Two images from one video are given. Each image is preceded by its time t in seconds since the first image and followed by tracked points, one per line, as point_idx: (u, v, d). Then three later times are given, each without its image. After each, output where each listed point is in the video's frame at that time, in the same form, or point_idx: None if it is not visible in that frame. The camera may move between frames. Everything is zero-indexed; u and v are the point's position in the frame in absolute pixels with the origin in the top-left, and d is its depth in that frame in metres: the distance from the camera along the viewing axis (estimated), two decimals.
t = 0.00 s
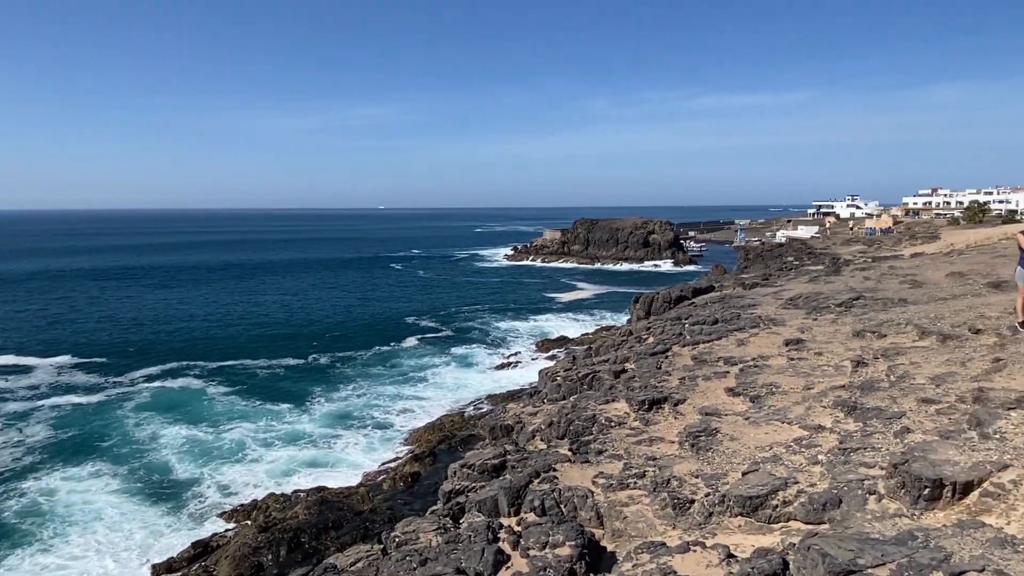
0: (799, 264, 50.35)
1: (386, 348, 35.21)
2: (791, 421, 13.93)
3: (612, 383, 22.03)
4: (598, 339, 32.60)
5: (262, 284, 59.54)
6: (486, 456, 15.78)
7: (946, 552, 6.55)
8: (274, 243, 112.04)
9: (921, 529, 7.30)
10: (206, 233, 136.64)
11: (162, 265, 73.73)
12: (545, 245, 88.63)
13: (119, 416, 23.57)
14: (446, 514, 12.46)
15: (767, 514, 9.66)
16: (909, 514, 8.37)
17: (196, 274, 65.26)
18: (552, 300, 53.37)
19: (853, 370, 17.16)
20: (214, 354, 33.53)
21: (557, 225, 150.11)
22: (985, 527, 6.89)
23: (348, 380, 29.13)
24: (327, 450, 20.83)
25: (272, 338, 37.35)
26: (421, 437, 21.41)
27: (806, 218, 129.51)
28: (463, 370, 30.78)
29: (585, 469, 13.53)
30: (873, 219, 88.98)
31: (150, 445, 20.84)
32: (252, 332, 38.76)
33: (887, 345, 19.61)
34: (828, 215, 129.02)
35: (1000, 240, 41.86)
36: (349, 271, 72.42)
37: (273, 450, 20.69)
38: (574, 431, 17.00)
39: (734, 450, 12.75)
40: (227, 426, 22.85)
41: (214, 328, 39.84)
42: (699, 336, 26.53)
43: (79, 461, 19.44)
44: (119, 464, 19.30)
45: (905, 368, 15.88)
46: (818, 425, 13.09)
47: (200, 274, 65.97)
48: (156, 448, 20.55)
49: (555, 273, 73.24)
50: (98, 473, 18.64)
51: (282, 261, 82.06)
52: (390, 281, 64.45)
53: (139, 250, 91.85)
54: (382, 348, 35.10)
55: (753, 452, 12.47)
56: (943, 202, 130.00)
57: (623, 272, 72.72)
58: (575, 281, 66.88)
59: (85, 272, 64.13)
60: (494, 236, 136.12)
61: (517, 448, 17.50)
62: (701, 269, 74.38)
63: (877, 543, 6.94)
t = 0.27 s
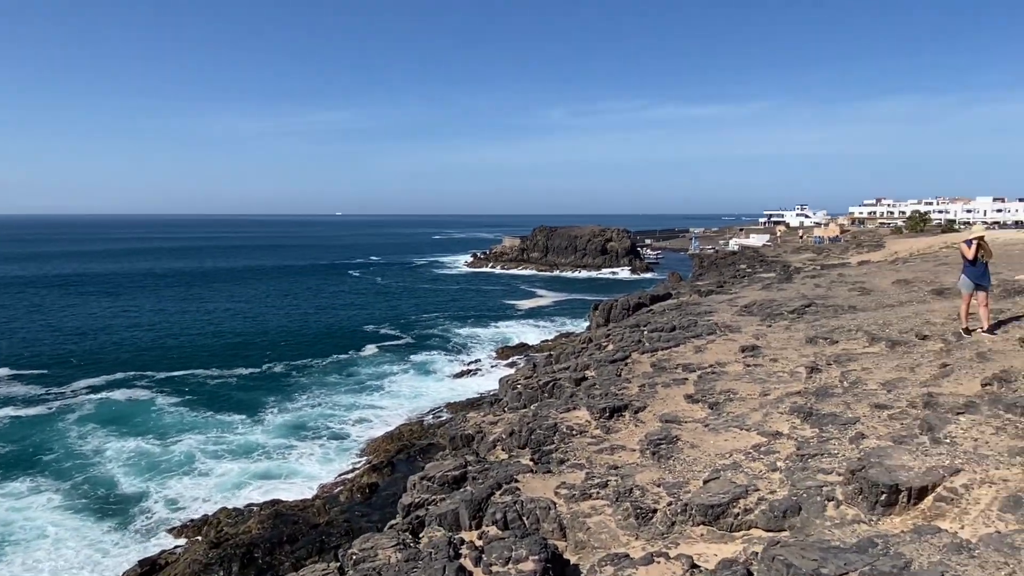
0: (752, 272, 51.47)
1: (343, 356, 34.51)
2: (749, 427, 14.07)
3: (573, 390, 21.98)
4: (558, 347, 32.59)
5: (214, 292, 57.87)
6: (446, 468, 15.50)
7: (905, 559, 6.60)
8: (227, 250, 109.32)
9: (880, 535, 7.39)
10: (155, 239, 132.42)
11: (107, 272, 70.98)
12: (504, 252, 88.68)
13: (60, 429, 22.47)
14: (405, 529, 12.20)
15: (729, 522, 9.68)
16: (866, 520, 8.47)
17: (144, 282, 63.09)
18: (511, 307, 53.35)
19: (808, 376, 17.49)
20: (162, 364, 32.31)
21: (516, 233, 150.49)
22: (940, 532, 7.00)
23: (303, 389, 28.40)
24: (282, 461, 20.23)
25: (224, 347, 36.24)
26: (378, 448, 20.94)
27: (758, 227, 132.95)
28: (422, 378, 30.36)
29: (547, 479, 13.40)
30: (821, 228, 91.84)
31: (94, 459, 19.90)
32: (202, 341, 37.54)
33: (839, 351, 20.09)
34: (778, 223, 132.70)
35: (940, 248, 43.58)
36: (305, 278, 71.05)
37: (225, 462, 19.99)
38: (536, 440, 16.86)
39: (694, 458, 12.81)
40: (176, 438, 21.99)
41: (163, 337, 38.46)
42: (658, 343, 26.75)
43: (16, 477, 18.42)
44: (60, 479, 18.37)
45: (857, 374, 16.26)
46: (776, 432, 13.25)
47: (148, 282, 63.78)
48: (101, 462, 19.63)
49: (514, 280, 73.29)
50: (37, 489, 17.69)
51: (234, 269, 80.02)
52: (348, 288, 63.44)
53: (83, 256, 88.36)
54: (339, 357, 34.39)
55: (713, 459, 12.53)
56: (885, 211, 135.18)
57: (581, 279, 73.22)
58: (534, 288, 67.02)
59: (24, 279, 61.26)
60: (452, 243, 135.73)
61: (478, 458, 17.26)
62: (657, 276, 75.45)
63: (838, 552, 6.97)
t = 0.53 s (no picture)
0: (703, 280, 52.49)
1: (295, 366, 33.62)
2: (705, 435, 14.17)
3: (530, 400, 21.85)
4: (515, 355, 32.46)
5: (160, 301, 55.83)
6: (402, 482, 15.14)
7: (861, 568, 6.66)
8: (174, 258, 105.88)
9: (835, 543, 7.46)
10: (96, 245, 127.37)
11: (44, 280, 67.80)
12: (461, 260, 88.35)
13: None
14: (359, 547, 11.91)
15: (687, 532, 9.68)
16: (821, 529, 8.57)
17: (85, 291, 60.46)
18: (467, 316, 53.07)
19: (760, 383, 17.79)
20: (102, 377, 30.87)
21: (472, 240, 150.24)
22: (894, 539, 7.11)
23: (251, 400, 27.50)
24: (230, 475, 19.53)
25: (169, 359, 34.89)
26: (331, 460, 20.35)
27: (709, 236, 136.05)
28: (376, 388, 29.81)
29: (505, 492, 13.22)
30: (769, 237, 94.57)
31: (27, 476, 18.85)
32: (146, 353, 36.07)
33: (789, 358, 20.54)
34: (728, 232, 136.04)
35: (881, 258, 45.27)
36: (256, 287, 69.26)
37: (169, 477, 19.18)
38: (493, 451, 16.65)
39: (652, 467, 12.82)
40: (117, 453, 21.01)
41: (103, 348, 36.82)
42: (614, 351, 26.88)
43: None
44: None
45: (808, 381, 16.61)
46: (731, 440, 13.39)
47: (89, 291, 61.17)
48: (34, 480, 18.60)
49: (471, 288, 73.02)
50: None
51: (181, 277, 77.42)
52: (300, 297, 62.06)
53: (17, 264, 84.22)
54: (290, 367, 33.50)
55: (671, 468, 12.56)
56: (828, 221, 140.18)
57: (538, 287, 73.46)
58: (491, 296, 66.90)
59: None
60: (408, 251, 134.66)
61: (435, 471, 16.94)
62: (612, 284, 76.30)
63: (797, 563, 7.00)
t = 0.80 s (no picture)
0: (652, 288, 53.39)
1: (241, 377, 32.55)
2: (659, 442, 14.28)
3: (485, 409, 21.65)
4: (469, 364, 32.21)
5: (96, 311, 53.35)
6: (354, 495, 14.75)
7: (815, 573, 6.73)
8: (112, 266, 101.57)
9: (789, 548, 7.56)
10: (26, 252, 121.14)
11: None
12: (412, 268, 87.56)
13: None
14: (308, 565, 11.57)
15: (643, 540, 9.69)
16: (775, 534, 8.67)
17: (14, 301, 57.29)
18: (419, 324, 52.52)
19: (710, 389, 18.08)
20: (32, 390, 29.22)
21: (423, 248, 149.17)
22: (845, 542, 7.25)
23: (193, 412, 26.43)
24: (170, 491, 18.73)
25: (105, 370, 33.31)
26: (278, 474, 19.68)
27: (658, 244, 138.70)
28: (325, 398, 29.10)
29: (460, 504, 13.01)
30: (715, 245, 96.92)
31: None
32: (80, 365, 34.34)
33: (737, 364, 20.97)
34: (676, 241, 139.11)
35: (821, 265, 46.96)
36: (199, 296, 66.98)
37: (105, 495, 18.27)
38: (448, 462, 16.39)
39: (607, 475, 12.83)
40: (48, 470, 19.90)
41: (33, 360, 34.92)
42: (567, 359, 26.94)
43: None
44: None
45: (756, 387, 16.97)
46: (684, 446, 13.53)
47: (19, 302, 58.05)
48: None
49: (423, 295, 72.38)
50: None
51: (118, 286, 74.26)
52: (246, 306, 60.30)
53: None
54: (236, 377, 32.42)
55: (625, 476, 12.59)
56: (771, 230, 144.85)
57: (491, 295, 73.37)
58: (443, 304, 66.46)
59: None
60: (358, 258, 132.69)
61: (388, 485, 16.58)
62: (564, 292, 76.88)
63: (753, 571, 7.04)
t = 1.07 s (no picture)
0: (598, 294, 54.06)
1: (177, 388, 31.24)
2: (611, 446, 14.38)
3: (435, 417, 21.39)
4: (418, 371, 31.82)
5: (17, 322, 50.29)
6: (300, 509, 14.28)
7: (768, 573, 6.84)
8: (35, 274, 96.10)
9: (742, 549, 7.69)
10: None
11: None
12: (357, 275, 86.18)
13: None
14: None
15: (599, 546, 9.70)
16: (727, 536, 8.81)
17: None
18: (365, 332, 51.62)
19: (658, 393, 18.35)
20: None
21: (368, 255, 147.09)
22: (795, 542, 7.42)
23: (124, 426, 25.14)
24: (100, 510, 17.74)
25: (28, 384, 31.39)
26: (217, 488, 18.88)
27: (603, 251, 140.79)
28: (268, 408, 28.19)
29: (412, 514, 12.77)
30: (658, 252, 99.11)
31: None
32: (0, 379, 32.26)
33: (683, 368, 21.40)
34: (620, 248, 141.62)
35: (759, 271, 48.56)
36: (132, 304, 64.08)
37: (26, 516, 17.15)
38: (399, 472, 16.09)
39: (560, 481, 12.82)
40: None
41: None
42: (517, 365, 26.93)
43: None
44: None
45: (703, 390, 17.33)
46: (635, 450, 13.67)
47: None
48: None
49: (369, 303, 71.30)
50: None
51: (41, 295, 70.28)
52: (182, 314, 58.02)
53: None
54: (172, 388, 31.10)
55: (578, 481, 12.62)
56: (710, 237, 149.16)
57: (438, 302, 72.90)
58: (390, 312, 65.63)
59: None
60: (301, 265, 129.71)
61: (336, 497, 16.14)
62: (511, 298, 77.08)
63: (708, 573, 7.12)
